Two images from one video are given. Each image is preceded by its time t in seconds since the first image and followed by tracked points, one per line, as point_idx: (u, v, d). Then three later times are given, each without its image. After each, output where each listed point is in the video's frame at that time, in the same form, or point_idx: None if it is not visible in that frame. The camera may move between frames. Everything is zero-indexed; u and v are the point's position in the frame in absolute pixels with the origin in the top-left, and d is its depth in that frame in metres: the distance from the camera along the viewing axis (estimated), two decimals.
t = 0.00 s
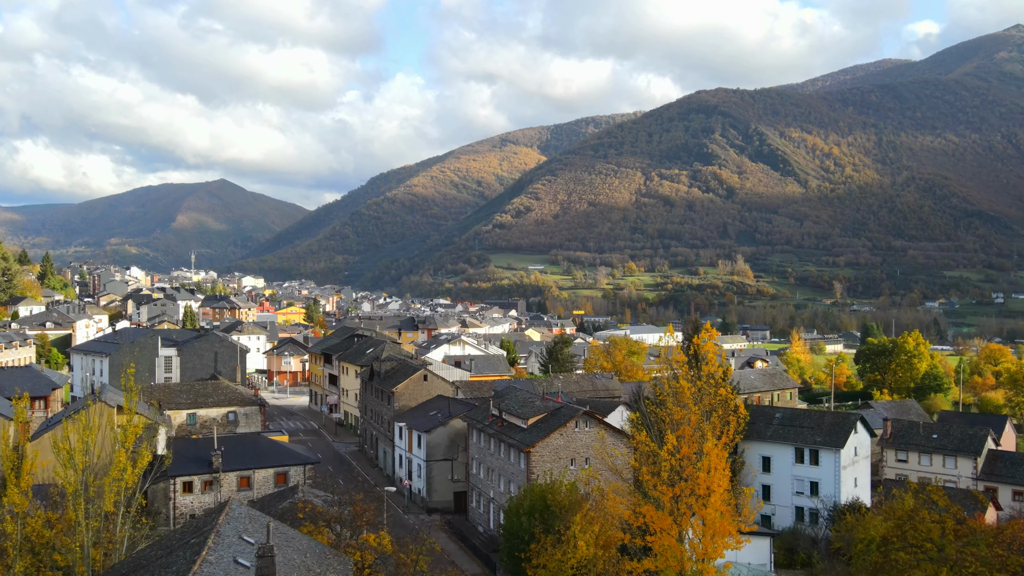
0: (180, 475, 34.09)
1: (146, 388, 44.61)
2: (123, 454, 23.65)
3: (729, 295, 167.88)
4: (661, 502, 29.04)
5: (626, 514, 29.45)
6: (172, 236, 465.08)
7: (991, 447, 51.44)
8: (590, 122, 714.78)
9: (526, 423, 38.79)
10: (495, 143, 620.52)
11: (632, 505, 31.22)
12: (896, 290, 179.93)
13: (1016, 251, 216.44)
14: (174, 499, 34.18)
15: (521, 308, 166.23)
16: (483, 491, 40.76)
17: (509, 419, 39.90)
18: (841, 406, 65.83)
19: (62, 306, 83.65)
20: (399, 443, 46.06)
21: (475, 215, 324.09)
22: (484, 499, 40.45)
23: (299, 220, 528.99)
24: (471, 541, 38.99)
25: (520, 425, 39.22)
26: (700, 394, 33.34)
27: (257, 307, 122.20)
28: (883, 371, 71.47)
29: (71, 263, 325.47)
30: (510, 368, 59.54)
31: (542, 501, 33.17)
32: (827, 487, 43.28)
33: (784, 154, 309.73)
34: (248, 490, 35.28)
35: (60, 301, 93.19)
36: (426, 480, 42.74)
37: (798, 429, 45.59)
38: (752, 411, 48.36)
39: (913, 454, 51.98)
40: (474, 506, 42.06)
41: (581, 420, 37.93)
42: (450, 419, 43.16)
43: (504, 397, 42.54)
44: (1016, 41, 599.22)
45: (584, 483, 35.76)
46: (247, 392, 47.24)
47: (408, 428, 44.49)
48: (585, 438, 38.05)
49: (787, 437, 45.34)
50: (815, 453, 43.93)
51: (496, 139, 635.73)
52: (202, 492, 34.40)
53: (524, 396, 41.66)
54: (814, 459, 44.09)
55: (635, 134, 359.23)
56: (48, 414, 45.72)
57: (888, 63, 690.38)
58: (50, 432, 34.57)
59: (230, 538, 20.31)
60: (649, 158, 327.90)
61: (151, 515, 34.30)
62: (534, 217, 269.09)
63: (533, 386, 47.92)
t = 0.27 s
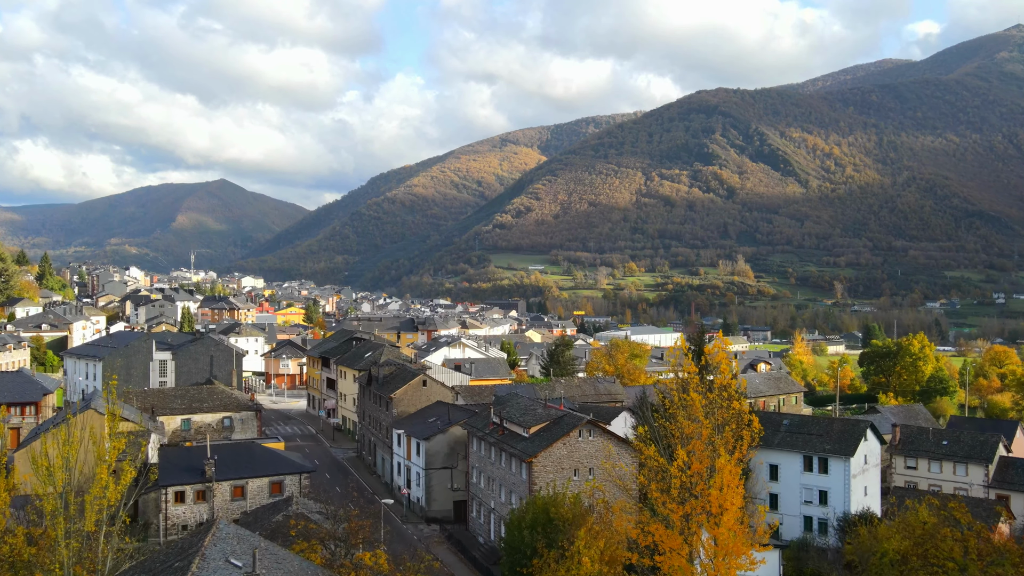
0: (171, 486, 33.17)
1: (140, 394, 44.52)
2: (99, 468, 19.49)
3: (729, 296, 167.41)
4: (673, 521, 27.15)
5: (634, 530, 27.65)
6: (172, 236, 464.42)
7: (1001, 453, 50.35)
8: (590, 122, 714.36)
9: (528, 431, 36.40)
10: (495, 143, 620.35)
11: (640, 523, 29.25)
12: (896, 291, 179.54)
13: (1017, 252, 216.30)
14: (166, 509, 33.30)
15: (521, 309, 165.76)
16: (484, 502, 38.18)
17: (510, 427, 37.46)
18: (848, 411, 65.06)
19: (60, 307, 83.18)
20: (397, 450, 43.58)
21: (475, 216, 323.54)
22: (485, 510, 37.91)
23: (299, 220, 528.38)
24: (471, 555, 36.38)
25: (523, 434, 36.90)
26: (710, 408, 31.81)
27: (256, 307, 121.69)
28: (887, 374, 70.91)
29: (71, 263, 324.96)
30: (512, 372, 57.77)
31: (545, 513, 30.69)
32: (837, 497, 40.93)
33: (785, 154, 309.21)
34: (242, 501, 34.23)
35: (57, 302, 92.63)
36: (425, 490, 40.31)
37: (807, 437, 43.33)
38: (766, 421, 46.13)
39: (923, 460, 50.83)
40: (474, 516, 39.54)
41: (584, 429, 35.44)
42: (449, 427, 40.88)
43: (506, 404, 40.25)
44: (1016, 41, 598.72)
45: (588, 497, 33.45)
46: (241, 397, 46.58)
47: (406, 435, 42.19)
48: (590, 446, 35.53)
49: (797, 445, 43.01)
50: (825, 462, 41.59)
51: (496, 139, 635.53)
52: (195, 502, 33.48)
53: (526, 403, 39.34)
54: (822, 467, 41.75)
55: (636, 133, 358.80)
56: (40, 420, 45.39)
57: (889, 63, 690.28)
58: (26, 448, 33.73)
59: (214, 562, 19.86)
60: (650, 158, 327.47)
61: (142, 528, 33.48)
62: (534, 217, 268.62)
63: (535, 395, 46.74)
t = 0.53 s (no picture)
0: (162, 496, 31.64)
1: (133, 400, 43.75)
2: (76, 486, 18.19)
3: (730, 296, 167.00)
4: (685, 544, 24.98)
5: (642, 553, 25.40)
6: (172, 235, 464.11)
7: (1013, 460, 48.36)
8: (591, 122, 714.05)
9: (530, 441, 34.43)
10: (495, 142, 620.29)
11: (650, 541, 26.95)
12: (897, 291, 179.29)
13: (1018, 252, 216.13)
14: (157, 519, 31.82)
15: (521, 309, 165.39)
16: (484, 513, 36.36)
17: (512, 437, 35.49)
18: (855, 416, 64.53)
19: (57, 308, 82.75)
20: (394, 458, 41.47)
21: (475, 216, 323.15)
22: (485, 521, 36.05)
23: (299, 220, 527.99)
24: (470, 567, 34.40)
25: (525, 444, 34.83)
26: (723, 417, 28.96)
27: (256, 308, 121.41)
28: (892, 377, 70.27)
29: (70, 263, 324.36)
30: (513, 376, 56.74)
31: (546, 531, 28.64)
32: (847, 507, 38.99)
33: (785, 154, 308.84)
34: (235, 511, 32.74)
35: (55, 303, 92.13)
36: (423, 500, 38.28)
37: (814, 445, 41.23)
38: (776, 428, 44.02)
39: (933, 468, 48.66)
40: (474, 526, 37.66)
41: (588, 440, 33.61)
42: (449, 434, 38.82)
43: (509, 411, 38.15)
44: (1017, 41, 598.68)
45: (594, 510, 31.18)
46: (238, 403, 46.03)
47: (404, 443, 40.07)
48: (593, 457, 33.67)
49: (805, 452, 40.83)
50: (836, 471, 39.56)
51: (497, 139, 635.46)
52: (188, 512, 32.02)
53: (529, 411, 37.30)
54: (832, 477, 39.80)
55: (636, 133, 358.46)
56: (29, 427, 44.71)
57: (889, 63, 689.87)
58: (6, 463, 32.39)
59: None
60: (650, 159, 327.11)
61: (132, 540, 32.07)
62: (535, 217, 268.26)
63: (537, 401, 45.81)
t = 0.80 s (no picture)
0: (153, 507, 30.00)
1: (127, 407, 43.23)
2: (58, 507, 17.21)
3: (730, 296, 166.58)
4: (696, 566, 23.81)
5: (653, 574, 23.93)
6: (172, 236, 463.77)
7: None
8: (592, 122, 713.69)
9: (533, 452, 32.21)
10: (495, 143, 620.21)
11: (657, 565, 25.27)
12: (898, 291, 178.88)
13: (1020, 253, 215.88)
14: (147, 532, 30.17)
15: (521, 310, 164.94)
16: (485, 525, 34.15)
17: (514, 446, 33.30)
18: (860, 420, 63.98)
19: (55, 309, 82.17)
20: (393, 467, 39.35)
21: (476, 216, 322.86)
22: (486, 533, 33.88)
23: (299, 220, 527.51)
24: None
25: (527, 454, 32.62)
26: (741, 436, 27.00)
27: (255, 309, 120.90)
28: (897, 379, 69.62)
29: (70, 263, 323.77)
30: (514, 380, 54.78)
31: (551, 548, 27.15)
32: (859, 518, 37.65)
33: (786, 154, 308.43)
34: (228, 522, 31.06)
35: (52, 304, 91.43)
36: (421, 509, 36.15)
37: (825, 453, 39.90)
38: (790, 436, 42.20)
39: (944, 476, 47.24)
40: (475, 537, 35.48)
41: (593, 450, 31.37)
42: (449, 443, 36.69)
43: (512, 419, 35.83)
44: (1017, 42, 598.53)
45: (601, 528, 29.21)
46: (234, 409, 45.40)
47: (403, 451, 37.93)
48: (599, 469, 31.41)
49: (813, 460, 39.58)
50: (846, 480, 38.21)
51: (497, 139, 635.59)
52: (179, 525, 30.32)
53: (533, 420, 34.99)
54: (843, 486, 38.50)
55: (636, 134, 358.29)
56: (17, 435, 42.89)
57: (890, 63, 689.80)
58: None
59: None
60: (651, 159, 326.99)
61: (122, 554, 30.55)
62: (535, 217, 267.90)
63: (541, 406, 44.75)
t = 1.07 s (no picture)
0: (143, 520, 28.53)
1: (118, 411, 41.42)
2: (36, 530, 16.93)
3: (731, 297, 166.06)
4: None
5: None
6: (172, 236, 462.99)
7: None
8: (592, 122, 713.09)
9: (536, 463, 30.98)
10: (495, 143, 619.71)
11: None
12: (899, 292, 178.58)
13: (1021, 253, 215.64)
14: (137, 545, 28.74)
15: (522, 311, 164.40)
16: (487, 537, 33.11)
17: (517, 457, 32.10)
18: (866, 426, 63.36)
19: (53, 311, 81.53)
20: (392, 476, 38.11)
21: (476, 216, 322.32)
22: (488, 545, 32.90)
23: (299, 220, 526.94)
24: None
25: (531, 464, 31.40)
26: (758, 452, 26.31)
27: (254, 310, 120.37)
28: (902, 382, 69.11)
29: (70, 263, 323.72)
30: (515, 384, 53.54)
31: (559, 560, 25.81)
32: (871, 529, 36.70)
33: (787, 154, 308.09)
34: (221, 535, 29.55)
35: (50, 305, 90.72)
36: (419, 520, 35.08)
37: (836, 462, 38.84)
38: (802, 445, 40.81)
39: (956, 484, 46.02)
40: (475, 549, 34.50)
41: (598, 461, 30.13)
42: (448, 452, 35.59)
43: (514, 427, 34.83)
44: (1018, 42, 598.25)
45: (608, 543, 28.43)
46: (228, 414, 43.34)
47: (401, 460, 36.69)
48: (606, 480, 30.19)
49: (823, 468, 38.53)
50: (858, 490, 37.21)
51: (497, 140, 635.06)
52: (170, 537, 28.81)
53: (536, 428, 33.90)
54: (855, 497, 37.47)
55: (637, 134, 357.67)
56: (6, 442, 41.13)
57: (891, 63, 689.52)
58: None
59: None
60: (651, 159, 326.44)
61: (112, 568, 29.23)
62: (535, 218, 267.33)
63: (542, 413, 43.85)
